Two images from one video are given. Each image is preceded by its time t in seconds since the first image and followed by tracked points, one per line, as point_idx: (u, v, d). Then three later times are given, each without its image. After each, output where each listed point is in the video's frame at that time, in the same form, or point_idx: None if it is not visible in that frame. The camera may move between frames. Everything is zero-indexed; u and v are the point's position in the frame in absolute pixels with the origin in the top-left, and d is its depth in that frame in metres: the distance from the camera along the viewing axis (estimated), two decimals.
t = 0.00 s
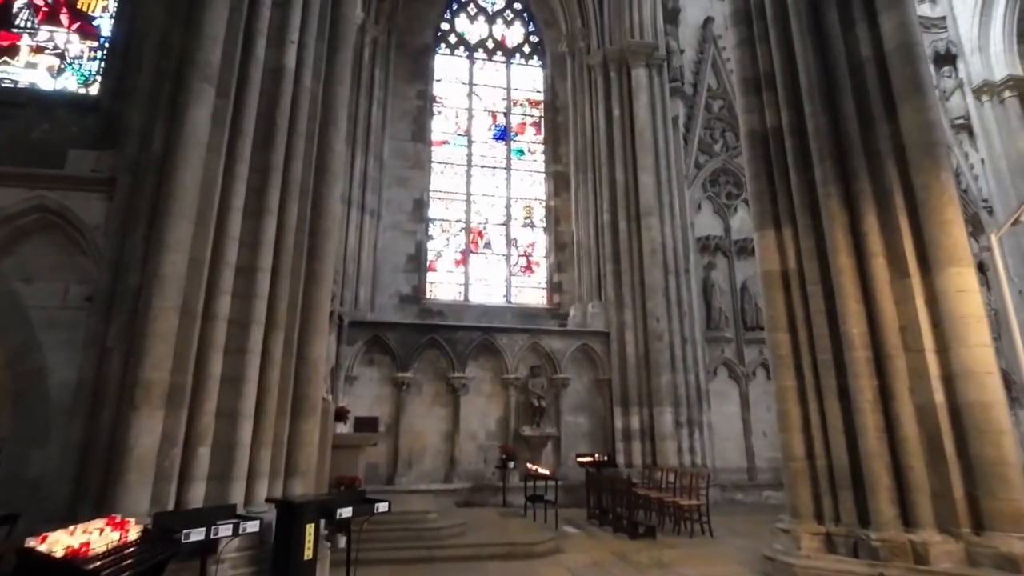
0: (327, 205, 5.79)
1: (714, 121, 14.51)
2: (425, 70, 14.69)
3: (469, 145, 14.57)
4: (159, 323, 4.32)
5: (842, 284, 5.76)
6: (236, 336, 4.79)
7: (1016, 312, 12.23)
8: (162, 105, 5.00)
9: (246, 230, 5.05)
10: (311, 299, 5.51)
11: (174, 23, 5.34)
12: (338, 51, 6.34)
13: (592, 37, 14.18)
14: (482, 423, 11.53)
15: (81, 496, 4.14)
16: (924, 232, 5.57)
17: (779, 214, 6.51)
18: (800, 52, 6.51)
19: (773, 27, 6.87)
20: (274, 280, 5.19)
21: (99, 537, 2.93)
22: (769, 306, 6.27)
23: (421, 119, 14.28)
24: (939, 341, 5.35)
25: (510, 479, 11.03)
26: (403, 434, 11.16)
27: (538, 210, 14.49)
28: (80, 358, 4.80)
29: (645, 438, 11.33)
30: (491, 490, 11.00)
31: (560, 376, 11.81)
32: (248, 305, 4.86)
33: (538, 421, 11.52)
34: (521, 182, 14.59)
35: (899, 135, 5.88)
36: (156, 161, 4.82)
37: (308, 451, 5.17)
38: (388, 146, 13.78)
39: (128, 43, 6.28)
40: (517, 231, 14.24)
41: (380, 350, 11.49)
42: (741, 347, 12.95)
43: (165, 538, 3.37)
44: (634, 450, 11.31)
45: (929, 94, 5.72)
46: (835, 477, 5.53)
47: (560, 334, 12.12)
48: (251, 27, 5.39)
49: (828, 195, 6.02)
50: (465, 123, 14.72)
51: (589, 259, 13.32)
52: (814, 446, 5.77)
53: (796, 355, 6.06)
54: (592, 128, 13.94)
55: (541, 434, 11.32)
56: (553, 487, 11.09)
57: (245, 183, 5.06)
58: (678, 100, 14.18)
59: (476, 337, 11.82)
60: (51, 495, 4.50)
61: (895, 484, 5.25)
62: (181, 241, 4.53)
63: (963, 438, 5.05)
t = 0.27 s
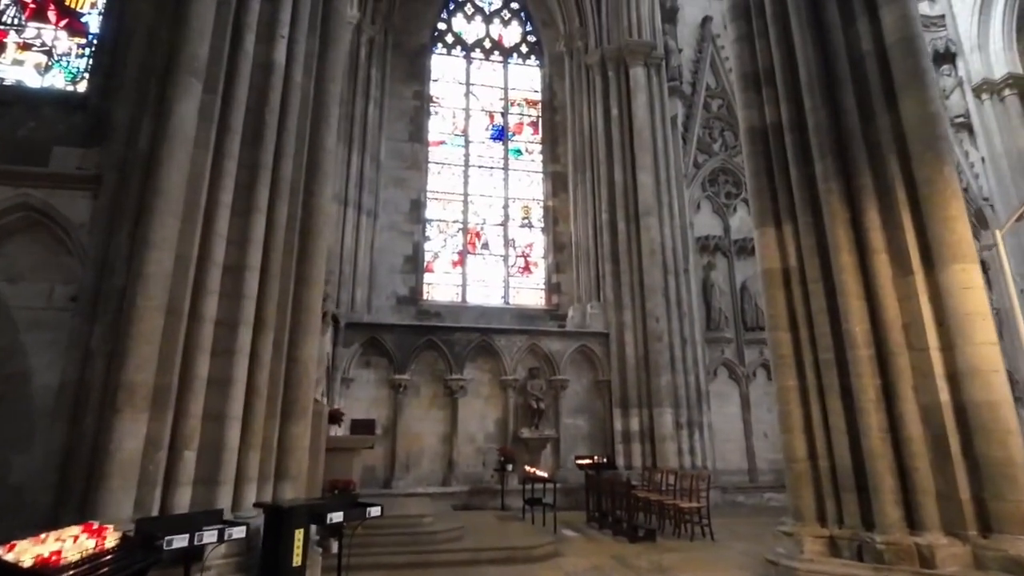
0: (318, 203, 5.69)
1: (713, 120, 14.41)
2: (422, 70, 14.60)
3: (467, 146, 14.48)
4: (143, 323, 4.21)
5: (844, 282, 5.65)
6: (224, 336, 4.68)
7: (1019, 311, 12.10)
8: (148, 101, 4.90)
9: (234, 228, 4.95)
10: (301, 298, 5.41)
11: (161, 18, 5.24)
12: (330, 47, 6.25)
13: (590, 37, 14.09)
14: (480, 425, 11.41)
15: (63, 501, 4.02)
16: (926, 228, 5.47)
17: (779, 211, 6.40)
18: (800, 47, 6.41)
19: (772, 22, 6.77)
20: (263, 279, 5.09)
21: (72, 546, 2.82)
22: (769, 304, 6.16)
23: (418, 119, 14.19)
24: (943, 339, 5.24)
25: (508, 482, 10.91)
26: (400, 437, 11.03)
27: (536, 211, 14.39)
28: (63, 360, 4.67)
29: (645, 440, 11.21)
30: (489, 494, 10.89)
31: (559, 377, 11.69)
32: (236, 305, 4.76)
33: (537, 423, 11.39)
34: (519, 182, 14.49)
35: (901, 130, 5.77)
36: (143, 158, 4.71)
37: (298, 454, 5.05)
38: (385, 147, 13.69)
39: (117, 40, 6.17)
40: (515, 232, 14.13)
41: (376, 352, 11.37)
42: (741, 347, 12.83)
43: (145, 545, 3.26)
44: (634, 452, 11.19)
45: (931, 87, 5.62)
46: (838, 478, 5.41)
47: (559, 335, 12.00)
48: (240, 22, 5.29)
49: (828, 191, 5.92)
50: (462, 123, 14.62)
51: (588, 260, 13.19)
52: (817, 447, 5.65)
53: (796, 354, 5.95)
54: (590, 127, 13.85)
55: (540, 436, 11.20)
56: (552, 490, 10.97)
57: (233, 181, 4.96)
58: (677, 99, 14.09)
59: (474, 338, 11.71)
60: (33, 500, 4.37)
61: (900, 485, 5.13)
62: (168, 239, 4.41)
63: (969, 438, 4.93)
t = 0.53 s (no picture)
0: (308, 198, 5.55)
1: (713, 115, 14.26)
2: (418, 66, 14.45)
3: (464, 142, 14.34)
4: (124, 322, 4.06)
5: (848, 276, 5.51)
6: (209, 334, 4.55)
7: (1023, 307, 11.95)
8: (131, 93, 4.75)
9: (220, 224, 4.81)
10: (291, 296, 5.27)
11: (145, 8, 5.09)
12: (320, 39, 6.11)
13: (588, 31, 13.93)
14: (479, 425, 11.27)
15: (41, 507, 3.87)
16: (932, 220, 5.33)
17: (780, 204, 6.26)
18: (800, 36, 6.26)
19: (773, 11, 6.62)
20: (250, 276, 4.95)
21: (39, 554, 2.71)
22: (770, 300, 6.02)
23: (414, 116, 14.04)
24: (950, 334, 5.10)
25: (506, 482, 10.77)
26: (397, 437, 10.89)
27: (534, 208, 14.24)
28: (43, 360, 4.52)
29: (645, 439, 11.07)
30: (486, 494, 10.77)
31: (558, 376, 11.56)
32: (222, 303, 4.62)
33: (536, 423, 11.25)
34: (516, 179, 14.34)
35: (905, 119, 5.62)
36: (125, 151, 4.57)
37: (287, 456, 4.91)
38: (381, 144, 13.55)
39: (101, 32, 6.00)
40: (513, 229, 13.99)
41: (373, 351, 11.24)
42: (742, 345, 12.69)
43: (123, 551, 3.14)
44: (634, 451, 11.05)
45: (936, 75, 5.47)
46: (843, 478, 5.27)
47: (557, 333, 11.87)
48: (225, 12, 5.15)
49: (831, 184, 5.77)
50: (459, 120, 14.48)
51: (586, 258, 13.09)
52: (821, 446, 5.50)
53: (799, 351, 5.81)
54: (588, 123, 13.71)
55: (539, 436, 11.06)
56: (551, 490, 10.84)
57: (219, 175, 4.82)
58: (676, 94, 13.95)
59: (471, 337, 11.57)
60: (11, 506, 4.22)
61: (906, 485, 4.99)
62: (150, 234, 4.27)
63: (977, 435, 4.79)
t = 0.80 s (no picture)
0: (300, 189, 5.41)
1: (712, 109, 14.12)
2: (414, 60, 14.29)
3: (461, 137, 14.19)
4: (108, 315, 3.92)
5: (852, 268, 5.39)
6: (197, 328, 4.42)
7: None
8: (116, 79, 4.61)
9: (209, 215, 4.68)
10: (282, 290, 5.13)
11: None
12: (311, 27, 5.96)
13: (586, 24, 13.78)
14: (477, 422, 11.15)
15: (23, 507, 3.74)
16: (939, 210, 5.21)
17: (783, 195, 6.12)
18: (803, 23, 6.14)
19: None
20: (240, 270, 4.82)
21: (12, 557, 2.61)
22: (773, 293, 5.89)
23: (411, 110, 13.89)
24: (957, 327, 4.99)
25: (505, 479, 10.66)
26: (395, 434, 10.77)
27: (532, 202, 14.11)
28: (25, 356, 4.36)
29: (645, 436, 10.96)
30: (485, 492, 10.68)
31: (557, 373, 11.44)
32: (212, 296, 4.50)
33: (535, 419, 11.14)
34: (514, 174, 14.21)
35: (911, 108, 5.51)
36: (110, 140, 4.43)
37: (279, 454, 4.78)
38: (377, 138, 13.40)
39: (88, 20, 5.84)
40: (510, 224, 13.86)
41: (369, 348, 11.11)
42: (742, 340, 12.59)
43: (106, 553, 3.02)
44: (634, 448, 10.95)
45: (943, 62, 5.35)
46: (848, 473, 5.16)
47: (556, 329, 11.75)
48: None
49: (835, 174, 5.65)
50: (456, 114, 14.33)
51: (585, 254, 12.97)
52: (825, 442, 5.38)
53: (802, 344, 5.69)
54: (587, 117, 13.57)
55: (538, 432, 10.95)
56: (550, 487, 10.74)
57: (207, 164, 4.68)
58: (674, 88, 13.81)
59: (469, 333, 11.44)
60: None
61: (913, 480, 4.88)
62: (135, 225, 4.13)
63: (986, 430, 4.68)
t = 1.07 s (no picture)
0: (291, 179, 5.26)
1: (710, 103, 14.01)
2: (409, 53, 14.11)
3: (456, 131, 14.04)
4: (91, 307, 3.76)
5: (857, 260, 5.28)
6: (185, 321, 4.27)
7: (1022, 298, 11.83)
8: (99, 63, 4.44)
9: (197, 205, 4.53)
10: (273, 282, 4.98)
11: None
12: (303, 13, 5.80)
13: (583, 17, 13.64)
14: (473, 418, 11.02)
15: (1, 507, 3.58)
16: (945, 202, 5.12)
17: (786, 187, 6.01)
18: (806, 12, 6.03)
19: None
20: (230, 261, 4.67)
21: None
22: (776, 286, 5.77)
23: (406, 104, 13.71)
24: (964, 320, 4.90)
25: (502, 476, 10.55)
26: (390, 431, 10.64)
27: (529, 197, 13.98)
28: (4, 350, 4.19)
29: (642, 432, 10.87)
30: (482, 489, 10.56)
31: (554, 369, 11.33)
32: (200, 288, 4.35)
33: (531, 416, 11.03)
34: (510, 168, 14.07)
35: (916, 98, 5.41)
36: (93, 126, 4.27)
37: (270, 451, 4.64)
38: (371, 132, 13.22)
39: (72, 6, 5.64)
40: (507, 219, 13.73)
41: (364, 344, 10.97)
42: (740, 336, 12.50)
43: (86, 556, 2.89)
44: (631, 444, 10.85)
45: (949, 51, 5.25)
46: (852, 470, 5.06)
47: (553, 325, 11.64)
48: None
49: (839, 165, 5.54)
50: (452, 108, 14.17)
51: (583, 248, 12.76)
52: (829, 438, 5.28)
53: (806, 339, 5.58)
54: (584, 111, 13.44)
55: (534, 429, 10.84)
56: (547, 484, 10.63)
57: (195, 152, 4.53)
58: (672, 81, 13.68)
59: (465, 328, 11.31)
60: None
61: (918, 476, 4.79)
62: (119, 214, 3.97)
63: (993, 424, 4.60)
